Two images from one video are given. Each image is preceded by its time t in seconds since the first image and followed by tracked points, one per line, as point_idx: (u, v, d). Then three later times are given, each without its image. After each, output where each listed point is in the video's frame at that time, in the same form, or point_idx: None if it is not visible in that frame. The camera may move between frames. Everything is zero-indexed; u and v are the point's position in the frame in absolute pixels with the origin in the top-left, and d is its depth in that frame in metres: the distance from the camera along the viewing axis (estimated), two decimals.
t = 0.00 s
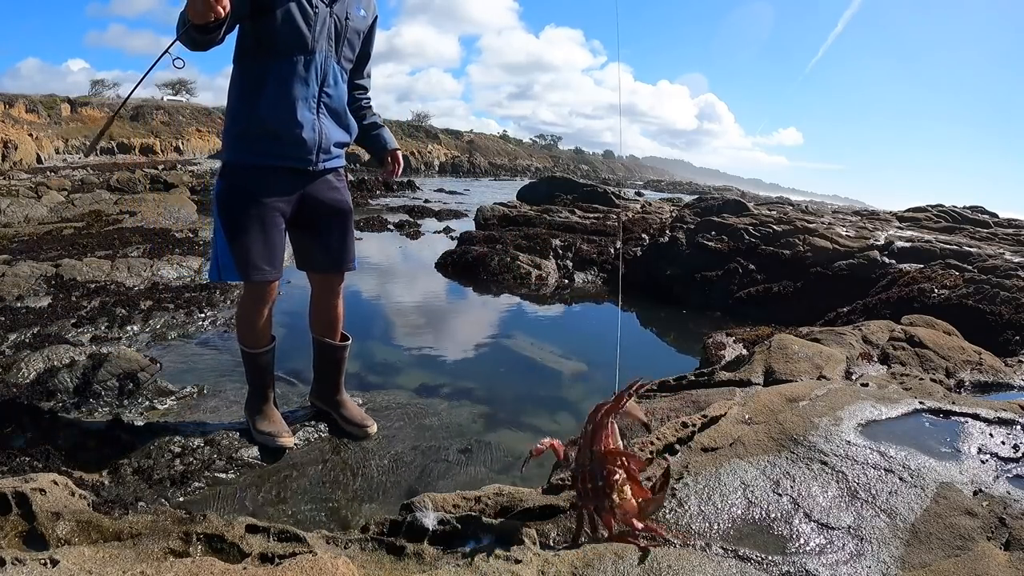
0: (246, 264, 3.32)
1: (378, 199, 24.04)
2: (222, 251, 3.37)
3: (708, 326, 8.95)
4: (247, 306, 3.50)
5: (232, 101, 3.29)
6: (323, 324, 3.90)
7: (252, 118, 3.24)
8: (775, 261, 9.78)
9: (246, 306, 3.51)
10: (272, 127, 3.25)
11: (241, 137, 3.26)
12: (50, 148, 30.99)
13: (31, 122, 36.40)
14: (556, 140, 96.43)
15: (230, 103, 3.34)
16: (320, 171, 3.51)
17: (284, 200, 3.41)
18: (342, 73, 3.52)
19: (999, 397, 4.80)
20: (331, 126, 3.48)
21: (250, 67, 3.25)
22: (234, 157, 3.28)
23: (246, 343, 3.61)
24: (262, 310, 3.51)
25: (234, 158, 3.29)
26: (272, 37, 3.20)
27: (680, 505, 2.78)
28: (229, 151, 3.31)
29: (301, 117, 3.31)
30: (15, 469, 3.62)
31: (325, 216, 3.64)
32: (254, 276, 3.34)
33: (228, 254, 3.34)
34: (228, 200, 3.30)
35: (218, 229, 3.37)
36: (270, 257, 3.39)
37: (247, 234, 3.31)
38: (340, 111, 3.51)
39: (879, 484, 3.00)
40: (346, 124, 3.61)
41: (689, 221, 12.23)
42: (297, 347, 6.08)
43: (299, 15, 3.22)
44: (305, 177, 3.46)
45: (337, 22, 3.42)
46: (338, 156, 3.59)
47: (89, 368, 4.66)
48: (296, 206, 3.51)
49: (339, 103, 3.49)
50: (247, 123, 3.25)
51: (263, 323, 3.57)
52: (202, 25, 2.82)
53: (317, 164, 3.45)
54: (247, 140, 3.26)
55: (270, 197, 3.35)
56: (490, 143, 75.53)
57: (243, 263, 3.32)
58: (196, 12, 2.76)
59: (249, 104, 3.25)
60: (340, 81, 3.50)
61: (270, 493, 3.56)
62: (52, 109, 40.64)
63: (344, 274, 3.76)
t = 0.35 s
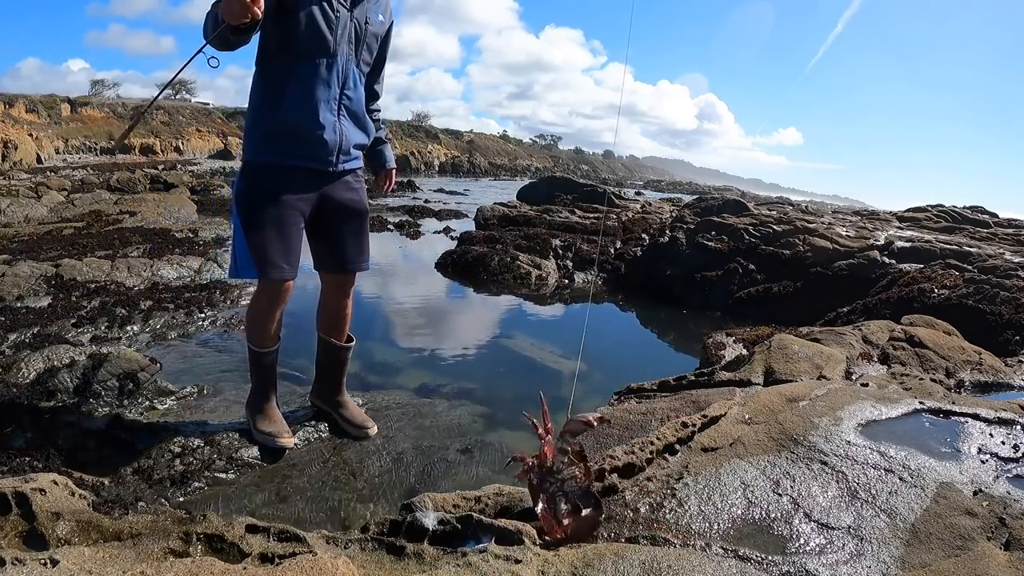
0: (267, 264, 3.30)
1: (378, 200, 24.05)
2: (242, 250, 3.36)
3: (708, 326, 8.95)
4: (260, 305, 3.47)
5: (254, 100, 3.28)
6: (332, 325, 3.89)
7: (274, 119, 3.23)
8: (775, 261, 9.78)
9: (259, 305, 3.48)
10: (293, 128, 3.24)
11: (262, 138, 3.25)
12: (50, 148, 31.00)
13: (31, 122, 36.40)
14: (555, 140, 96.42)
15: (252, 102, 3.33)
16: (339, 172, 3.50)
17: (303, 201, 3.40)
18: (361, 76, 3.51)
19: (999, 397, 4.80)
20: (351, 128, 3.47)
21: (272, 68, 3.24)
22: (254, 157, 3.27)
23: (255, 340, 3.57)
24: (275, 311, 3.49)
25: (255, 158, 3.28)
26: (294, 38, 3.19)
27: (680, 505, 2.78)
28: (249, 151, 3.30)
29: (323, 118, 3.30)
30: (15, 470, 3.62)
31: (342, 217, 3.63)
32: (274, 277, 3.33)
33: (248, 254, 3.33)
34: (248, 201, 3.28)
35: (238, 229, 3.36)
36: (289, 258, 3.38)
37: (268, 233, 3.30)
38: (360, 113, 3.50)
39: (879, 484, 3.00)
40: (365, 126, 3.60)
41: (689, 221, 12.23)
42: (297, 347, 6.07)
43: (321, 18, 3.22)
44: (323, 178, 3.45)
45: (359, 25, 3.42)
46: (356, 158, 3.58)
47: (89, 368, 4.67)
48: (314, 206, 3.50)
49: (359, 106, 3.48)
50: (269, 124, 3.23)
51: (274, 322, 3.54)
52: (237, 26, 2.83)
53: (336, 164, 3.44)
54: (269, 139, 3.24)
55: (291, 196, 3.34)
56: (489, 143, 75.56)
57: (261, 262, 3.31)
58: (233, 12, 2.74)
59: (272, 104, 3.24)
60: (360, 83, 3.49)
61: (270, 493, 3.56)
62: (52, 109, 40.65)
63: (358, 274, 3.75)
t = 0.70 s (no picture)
0: (308, 261, 3.22)
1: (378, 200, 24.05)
2: (280, 252, 3.27)
3: (708, 326, 8.95)
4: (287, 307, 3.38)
5: (274, 103, 3.23)
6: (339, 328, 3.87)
7: (299, 120, 3.19)
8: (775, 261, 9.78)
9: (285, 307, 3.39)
10: (320, 128, 3.23)
11: (288, 139, 3.21)
12: (50, 148, 31.00)
13: (31, 122, 36.38)
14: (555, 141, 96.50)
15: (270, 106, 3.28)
16: (358, 173, 3.50)
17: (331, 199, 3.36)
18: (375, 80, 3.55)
19: (999, 397, 4.80)
20: (369, 129, 3.48)
21: (291, 70, 3.21)
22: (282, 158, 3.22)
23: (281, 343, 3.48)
24: (310, 311, 3.37)
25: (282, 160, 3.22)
26: (315, 40, 3.19)
27: (680, 505, 2.78)
28: (274, 153, 3.24)
29: (346, 119, 3.31)
30: (15, 470, 3.63)
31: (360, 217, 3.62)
32: (317, 273, 3.24)
33: (287, 255, 3.24)
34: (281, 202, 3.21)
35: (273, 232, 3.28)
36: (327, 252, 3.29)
37: (306, 231, 3.22)
38: (377, 115, 3.53)
39: (879, 484, 3.00)
40: (380, 129, 3.63)
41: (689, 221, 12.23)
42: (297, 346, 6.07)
43: (341, 22, 3.25)
44: (346, 176, 3.45)
45: (374, 29, 3.46)
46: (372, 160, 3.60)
47: (89, 368, 4.68)
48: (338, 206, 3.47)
49: (376, 108, 3.51)
50: (295, 124, 3.19)
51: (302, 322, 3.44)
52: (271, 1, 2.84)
53: (357, 164, 3.45)
54: (296, 140, 3.21)
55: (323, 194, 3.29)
56: (490, 143, 75.58)
57: (301, 260, 3.22)
58: None
59: (295, 106, 3.21)
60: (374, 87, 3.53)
61: (270, 493, 3.55)
62: (52, 109, 40.64)
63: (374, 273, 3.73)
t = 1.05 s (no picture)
0: (373, 227, 2.89)
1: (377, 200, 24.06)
2: (340, 232, 2.94)
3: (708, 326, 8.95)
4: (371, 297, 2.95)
5: (294, 103, 3.08)
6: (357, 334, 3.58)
7: (323, 116, 3.03)
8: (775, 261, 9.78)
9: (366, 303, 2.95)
10: (342, 123, 3.05)
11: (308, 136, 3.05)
12: (50, 149, 31.01)
13: (31, 122, 36.38)
14: (555, 141, 96.46)
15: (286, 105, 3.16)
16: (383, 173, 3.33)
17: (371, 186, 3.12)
18: (392, 81, 3.42)
19: (999, 397, 4.79)
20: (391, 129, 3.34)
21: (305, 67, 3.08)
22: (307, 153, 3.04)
23: (376, 348, 2.98)
24: (394, 285, 2.95)
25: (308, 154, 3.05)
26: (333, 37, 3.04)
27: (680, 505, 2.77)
28: (301, 153, 3.05)
29: (370, 116, 3.16)
30: (16, 469, 3.63)
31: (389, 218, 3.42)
32: (385, 236, 2.90)
33: (348, 230, 2.91)
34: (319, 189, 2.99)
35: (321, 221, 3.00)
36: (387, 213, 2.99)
37: (361, 201, 2.92)
38: (397, 116, 3.39)
39: (879, 484, 3.00)
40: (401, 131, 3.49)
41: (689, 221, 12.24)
42: (297, 346, 6.06)
43: (357, 21, 3.11)
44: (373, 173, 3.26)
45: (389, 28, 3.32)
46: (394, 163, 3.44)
47: (89, 369, 4.73)
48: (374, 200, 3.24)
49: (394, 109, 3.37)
50: (320, 121, 3.03)
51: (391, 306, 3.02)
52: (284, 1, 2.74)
53: (381, 165, 3.27)
54: (321, 135, 3.04)
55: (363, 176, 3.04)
56: (490, 143, 75.61)
57: (364, 228, 2.88)
58: None
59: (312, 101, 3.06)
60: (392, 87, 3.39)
61: (270, 494, 3.55)
62: (52, 109, 40.64)
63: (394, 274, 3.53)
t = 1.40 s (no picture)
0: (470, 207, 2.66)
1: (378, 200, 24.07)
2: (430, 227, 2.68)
3: (707, 326, 8.95)
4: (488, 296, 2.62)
5: (352, 120, 2.98)
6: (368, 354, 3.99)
7: (384, 137, 2.93)
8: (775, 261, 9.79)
9: (488, 301, 2.61)
10: (406, 139, 2.95)
11: (368, 148, 2.93)
12: (50, 148, 31.02)
13: (32, 122, 36.38)
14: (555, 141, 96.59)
15: (340, 117, 3.05)
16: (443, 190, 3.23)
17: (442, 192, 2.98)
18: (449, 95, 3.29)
19: (999, 397, 4.79)
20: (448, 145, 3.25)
21: (362, 80, 2.97)
22: (369, 163, 2.92)
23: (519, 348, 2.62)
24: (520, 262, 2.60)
25: (370, 165, 2.93)
26: (389, 55, 2.93)
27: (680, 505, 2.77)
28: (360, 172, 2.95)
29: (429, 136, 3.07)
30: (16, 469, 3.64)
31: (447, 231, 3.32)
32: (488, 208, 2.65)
33: (444, 219, 2.65)
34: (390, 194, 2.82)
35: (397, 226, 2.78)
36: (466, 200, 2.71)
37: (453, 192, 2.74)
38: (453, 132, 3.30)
39: (879, 484, 3.00)
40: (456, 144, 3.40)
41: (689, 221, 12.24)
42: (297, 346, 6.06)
43: (411, 38, 2.96)
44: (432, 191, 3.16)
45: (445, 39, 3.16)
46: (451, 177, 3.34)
47: (89, 369, 4.77)
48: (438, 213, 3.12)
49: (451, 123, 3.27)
50: (381, 140, 2.93)
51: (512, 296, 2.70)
52: (270, 60, 2.84)
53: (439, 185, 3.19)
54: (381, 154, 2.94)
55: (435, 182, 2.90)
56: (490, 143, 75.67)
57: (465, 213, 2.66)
58: (260, 44, 2.75)
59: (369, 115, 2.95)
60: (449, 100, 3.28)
61: (270, 494, 3.55)
62: (52, 109, 40.65)
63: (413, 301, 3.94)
